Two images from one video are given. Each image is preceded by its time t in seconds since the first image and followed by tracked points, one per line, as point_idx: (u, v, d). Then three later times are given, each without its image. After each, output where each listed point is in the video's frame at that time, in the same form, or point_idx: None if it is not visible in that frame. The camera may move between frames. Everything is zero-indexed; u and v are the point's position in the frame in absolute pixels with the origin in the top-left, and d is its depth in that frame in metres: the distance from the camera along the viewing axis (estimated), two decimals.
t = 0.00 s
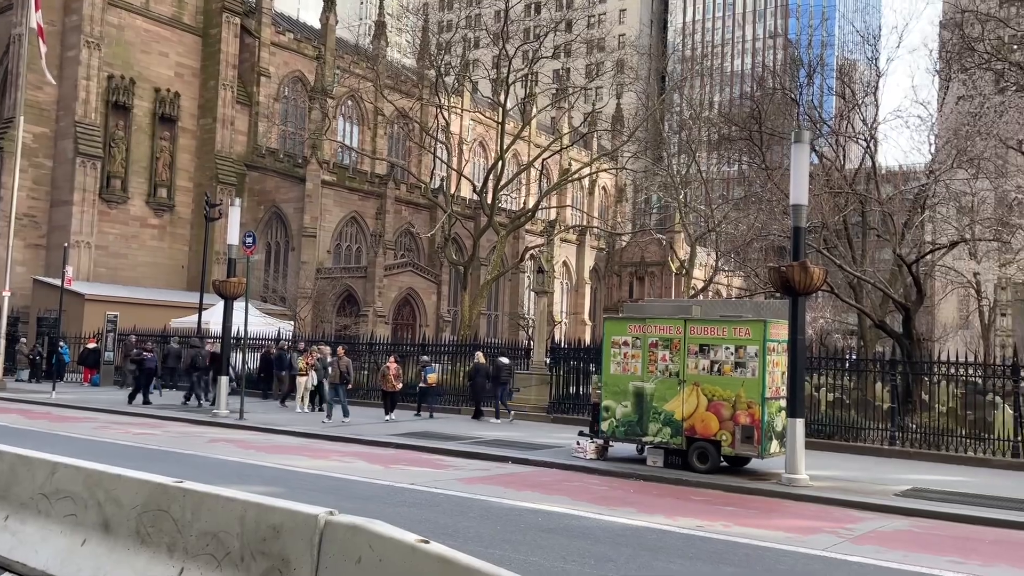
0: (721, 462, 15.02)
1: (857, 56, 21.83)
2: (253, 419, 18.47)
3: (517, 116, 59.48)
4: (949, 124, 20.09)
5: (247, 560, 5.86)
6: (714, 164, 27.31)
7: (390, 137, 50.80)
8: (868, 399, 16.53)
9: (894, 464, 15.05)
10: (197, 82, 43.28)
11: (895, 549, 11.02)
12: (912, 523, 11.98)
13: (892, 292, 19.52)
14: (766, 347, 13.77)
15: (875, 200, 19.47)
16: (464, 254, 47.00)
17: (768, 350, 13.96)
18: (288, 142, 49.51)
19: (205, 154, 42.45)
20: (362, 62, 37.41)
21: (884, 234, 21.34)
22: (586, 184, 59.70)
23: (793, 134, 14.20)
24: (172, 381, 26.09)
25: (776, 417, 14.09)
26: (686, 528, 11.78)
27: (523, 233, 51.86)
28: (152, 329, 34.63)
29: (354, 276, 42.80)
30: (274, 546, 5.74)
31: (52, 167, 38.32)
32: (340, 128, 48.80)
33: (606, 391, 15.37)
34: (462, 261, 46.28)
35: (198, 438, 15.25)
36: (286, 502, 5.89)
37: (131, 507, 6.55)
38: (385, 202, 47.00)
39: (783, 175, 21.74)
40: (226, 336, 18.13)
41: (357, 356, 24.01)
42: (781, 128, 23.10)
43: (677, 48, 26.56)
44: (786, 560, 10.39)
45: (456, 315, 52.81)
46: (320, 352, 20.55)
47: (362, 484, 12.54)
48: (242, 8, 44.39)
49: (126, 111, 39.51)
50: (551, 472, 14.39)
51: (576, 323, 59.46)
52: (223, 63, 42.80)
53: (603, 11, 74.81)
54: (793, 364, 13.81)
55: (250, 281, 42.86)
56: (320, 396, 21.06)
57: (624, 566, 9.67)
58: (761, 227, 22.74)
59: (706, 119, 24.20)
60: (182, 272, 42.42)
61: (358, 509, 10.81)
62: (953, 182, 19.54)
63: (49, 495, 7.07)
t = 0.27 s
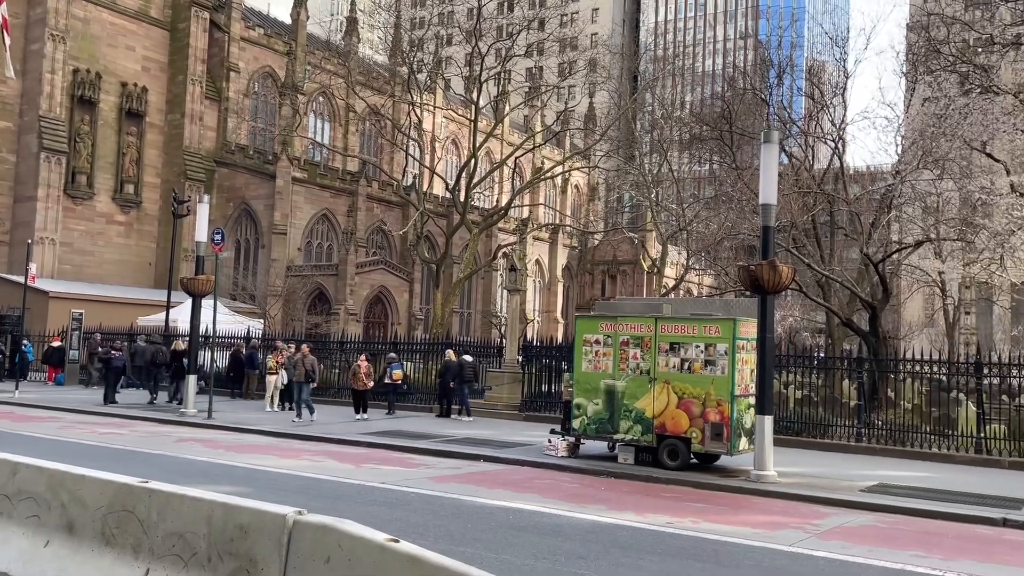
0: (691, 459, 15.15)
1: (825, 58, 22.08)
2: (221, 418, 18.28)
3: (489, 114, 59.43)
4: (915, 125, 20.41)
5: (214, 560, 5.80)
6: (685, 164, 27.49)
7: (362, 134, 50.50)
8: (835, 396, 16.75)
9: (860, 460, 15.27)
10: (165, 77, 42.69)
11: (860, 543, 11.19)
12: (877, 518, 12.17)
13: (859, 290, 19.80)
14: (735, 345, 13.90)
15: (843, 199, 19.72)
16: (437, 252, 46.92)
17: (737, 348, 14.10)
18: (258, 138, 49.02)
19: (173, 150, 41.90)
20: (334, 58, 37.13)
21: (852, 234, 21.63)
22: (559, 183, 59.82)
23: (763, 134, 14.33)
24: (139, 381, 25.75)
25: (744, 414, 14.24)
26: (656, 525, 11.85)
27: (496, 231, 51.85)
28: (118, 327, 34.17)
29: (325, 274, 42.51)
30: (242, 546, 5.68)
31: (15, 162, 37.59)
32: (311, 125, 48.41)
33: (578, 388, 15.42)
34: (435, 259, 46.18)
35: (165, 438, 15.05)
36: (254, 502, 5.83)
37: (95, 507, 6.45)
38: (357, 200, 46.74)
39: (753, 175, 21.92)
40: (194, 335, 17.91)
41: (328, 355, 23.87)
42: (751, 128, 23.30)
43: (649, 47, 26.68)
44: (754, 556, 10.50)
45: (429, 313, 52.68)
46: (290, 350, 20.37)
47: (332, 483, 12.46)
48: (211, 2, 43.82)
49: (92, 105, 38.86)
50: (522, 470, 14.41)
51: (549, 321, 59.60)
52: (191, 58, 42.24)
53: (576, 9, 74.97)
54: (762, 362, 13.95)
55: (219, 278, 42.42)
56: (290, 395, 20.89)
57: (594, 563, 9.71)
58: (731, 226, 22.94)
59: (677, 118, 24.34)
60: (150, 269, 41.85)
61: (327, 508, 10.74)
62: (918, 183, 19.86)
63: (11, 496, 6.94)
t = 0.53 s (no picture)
0: (662, 457, 15.25)
1: (796, 58, 22.29)
2: (190, 418, 18.10)
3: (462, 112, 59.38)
4: (883, 126, 20.70)
5: (182, 561, 5.72)
6: (658, 163, 27.66)
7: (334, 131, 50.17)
8: (805, 393, 16.96)
9: (829, 456, 15.47)
10: (133, 72, 42.11)
11: (828, 539, 11.33)
12: (844, 513, 12.33)
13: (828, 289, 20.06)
14: (707, 343, 14.01)
15: (812, 199, 19.97)
16: (410, 250, 46.85)
17: (708, 346, 14.21)
18: (229, 135, 48.53)
19: (141, 146, 41.34)
20: (306, 54, 36.84)
21: (821, 233, 21.89)
22: (533, 181, 59.88)
23: (733, 133, 14.43)
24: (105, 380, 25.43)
25: (715, 412, 14.36)
26: (627, 522, 11.91)
27: (470, 229, 51.83)
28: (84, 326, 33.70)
29: (296, 272, 42.19)
30: (211, 546, 5.62)
31: None
32: (283, 122, 48.00)
33: (551, 387, 15.45)
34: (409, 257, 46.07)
35: (133, 438, 14.86)
36: (223, 502, 5.77)
37: (60, 508, 6.34)
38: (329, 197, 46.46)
39: (724, 174, 22.10)
40: (163, 333, 17.69)
41: (300, 353, 23.77)
42: (723, 128, 23.49)
43: (622, 47, 26.78)
44: (724, 552, 10.60)
45: (402, 312, 52.53)
46: (260, 349, 20.23)
47: (302, 482, 12.37)
48: None
49: (59, 100, 38.22)
50: (495, 468, 14.41)
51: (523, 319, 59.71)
52: (160, 53, 41.70)
53: (550, 8, 75.06)
54: (733, 360, 14.07)
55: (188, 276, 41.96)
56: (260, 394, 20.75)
57: (565, 560, 9.74)
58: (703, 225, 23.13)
59: (650, 118, 24.48)
60: (117, 267, 41.26)
61: (297, 507, 10.66)
62: (886, 183, 20.15)
63: None
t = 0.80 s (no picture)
0: (635, 454, 15.33)
1: (767, 59, 22.51)
2: (160, 417, 17.89)
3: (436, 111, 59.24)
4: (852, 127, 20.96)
5: (149, 562, 5.65)
6: (631, 162, 27.80)
7: (306, 128, 49.82)
8: (775, 390, 17.14)
9: (799, 453, 15.65)
10: (101, 67, 41.51)
11: (797, 535, 11.46)
12: (814, 509, 12.48)
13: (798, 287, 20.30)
14: (678, 341, 14.09)
15: (783, 199, 20.21)
16: (383, 248, 46.73)
17: (681, 344, 14.30)
18: (199, 131, 48.00)
19: (110, 142, 40.77)
20: (278, 50, 36.52)
21: (792, 232, 22.15)
22: (507, 180, 59.93)
23: (705, 133, 14.53)
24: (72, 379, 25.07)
25: (687, 409, 14.45)
26: (600, 519, 11.96)
27: (443, 228, 51.80)
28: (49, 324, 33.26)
29: (268, 270, 41.80)
30: (179, 547, 5.55)
31: None
32: (255, 118, 47.53)
33: (525, 385, 15.45)
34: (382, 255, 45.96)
35: (100, 438, 14.64)
36: (191, 502, 5.71)
37: (25, 510, 6.23)
38: (301, 194, 46.15)
39: (697, 174, 22.26)
40: (132, 332, 17.47)
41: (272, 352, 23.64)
42: (695, 127, 23.66)
43: (596, 46, 26.88)
44: (695, 548, 10.67)
45: (376, 310, 52.38)
46: (231, 348, 20.05)
47: (273, 482, 12.27)
48: None
49: (24, 95, 37.58)
50: (468, 467, 14.40)
51: (497, 317, 59.81)
52: (129, 47, 41.13)
53: (524, 6, 75.09)
54: (704, 357, 14.17)
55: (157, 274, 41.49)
56: (231, 393, 20.57)
57: (537, 558, 9.75)
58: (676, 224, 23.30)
59: (623, 117, 24.61)
60: (85, 264, 40.63)
61: (267, 507, 10.57)
62: (855, 182, 20.43)
63: None
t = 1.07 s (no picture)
0: (607, 452, 15.39)
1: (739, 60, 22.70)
2: (127, 417, 17.67)
3: (409, 109, 59.02)
4: (822, 127, 21.20)
5: (115, 564, 5.57)
6: (604, 161, 27.89)
7: (278, 125, 49.39)
8: (746, 388, 17.29)
9: (769, 450, 15.80)
10: (67, 61, 40.84)
11: (767, 531, 11.57)
12: (783, 505, 12.61)
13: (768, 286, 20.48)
14: (650, 339, 14.17)
15: (754, 198, 20.42)
16: (355, 247, 46.52)
17: (652, 342, 14.37)
18: (169, 127, 47.40)
19: (76, 138, 40.12)
20: (248, 46, 36.15)
21: (762, 231, 22.37)
22: (480, 178, 59.90)
23: (676, 132, 14.62)
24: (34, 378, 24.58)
25: (659, 407, 14.54)
26: (573, 517, 11.98)
27: (416, 226, 51.66)
28: (14, 323, 32.68)
29: (237, 267, 41.34)
30: (145, 548, 5.47)
31: None
32: (225, 114, 47.00)
33: (497, 383, 15.45)
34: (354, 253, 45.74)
35: (66, 438, 14.41)
36: (159, 502, 5.63)
37: None
38: (272, 191, 45.75)
39: (669, 173, 22.39)
40: (98, 331, 17.20)
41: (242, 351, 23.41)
42: (668, 127, 23.80)
43: (569, 45, 26.95)
44: (666, 545, 10.74)
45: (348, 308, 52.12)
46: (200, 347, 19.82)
47: (243, 482, 12.15)
48: None
49: None
50: (441, 465, 14.37)
51: (470, 316, 59.74)
52: (95, 42, 40.50)
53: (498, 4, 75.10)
54: (676, 355, 14.26)
55: (125, 272, 40.92)
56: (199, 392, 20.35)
57: (508, 556, 9.76)
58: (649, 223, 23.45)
59: (596, 116, 24.71)
60: (50, 262, 39.87)
61: (236, 507, 10.47)
62: (825, 183, 20.67)
63: None
